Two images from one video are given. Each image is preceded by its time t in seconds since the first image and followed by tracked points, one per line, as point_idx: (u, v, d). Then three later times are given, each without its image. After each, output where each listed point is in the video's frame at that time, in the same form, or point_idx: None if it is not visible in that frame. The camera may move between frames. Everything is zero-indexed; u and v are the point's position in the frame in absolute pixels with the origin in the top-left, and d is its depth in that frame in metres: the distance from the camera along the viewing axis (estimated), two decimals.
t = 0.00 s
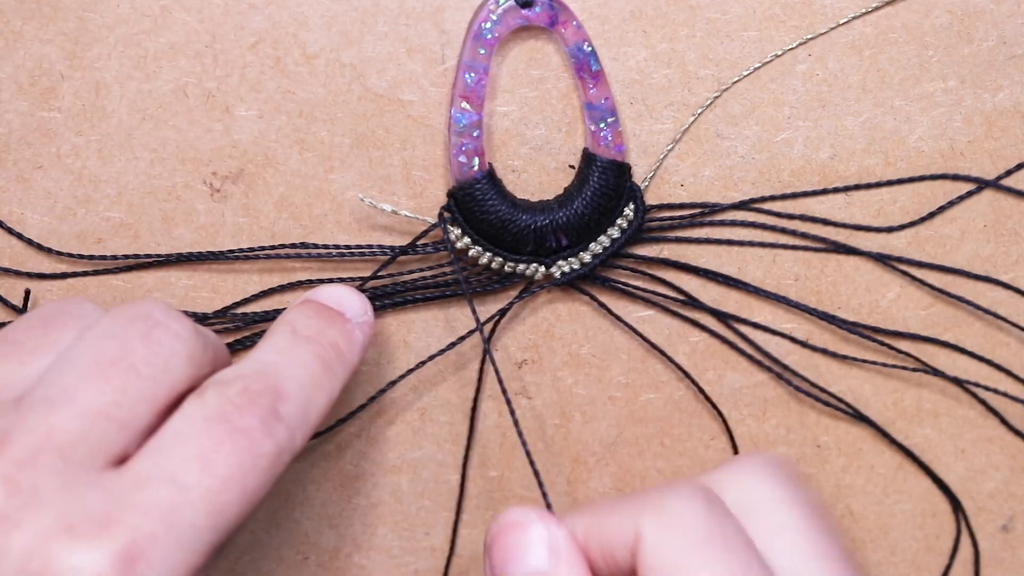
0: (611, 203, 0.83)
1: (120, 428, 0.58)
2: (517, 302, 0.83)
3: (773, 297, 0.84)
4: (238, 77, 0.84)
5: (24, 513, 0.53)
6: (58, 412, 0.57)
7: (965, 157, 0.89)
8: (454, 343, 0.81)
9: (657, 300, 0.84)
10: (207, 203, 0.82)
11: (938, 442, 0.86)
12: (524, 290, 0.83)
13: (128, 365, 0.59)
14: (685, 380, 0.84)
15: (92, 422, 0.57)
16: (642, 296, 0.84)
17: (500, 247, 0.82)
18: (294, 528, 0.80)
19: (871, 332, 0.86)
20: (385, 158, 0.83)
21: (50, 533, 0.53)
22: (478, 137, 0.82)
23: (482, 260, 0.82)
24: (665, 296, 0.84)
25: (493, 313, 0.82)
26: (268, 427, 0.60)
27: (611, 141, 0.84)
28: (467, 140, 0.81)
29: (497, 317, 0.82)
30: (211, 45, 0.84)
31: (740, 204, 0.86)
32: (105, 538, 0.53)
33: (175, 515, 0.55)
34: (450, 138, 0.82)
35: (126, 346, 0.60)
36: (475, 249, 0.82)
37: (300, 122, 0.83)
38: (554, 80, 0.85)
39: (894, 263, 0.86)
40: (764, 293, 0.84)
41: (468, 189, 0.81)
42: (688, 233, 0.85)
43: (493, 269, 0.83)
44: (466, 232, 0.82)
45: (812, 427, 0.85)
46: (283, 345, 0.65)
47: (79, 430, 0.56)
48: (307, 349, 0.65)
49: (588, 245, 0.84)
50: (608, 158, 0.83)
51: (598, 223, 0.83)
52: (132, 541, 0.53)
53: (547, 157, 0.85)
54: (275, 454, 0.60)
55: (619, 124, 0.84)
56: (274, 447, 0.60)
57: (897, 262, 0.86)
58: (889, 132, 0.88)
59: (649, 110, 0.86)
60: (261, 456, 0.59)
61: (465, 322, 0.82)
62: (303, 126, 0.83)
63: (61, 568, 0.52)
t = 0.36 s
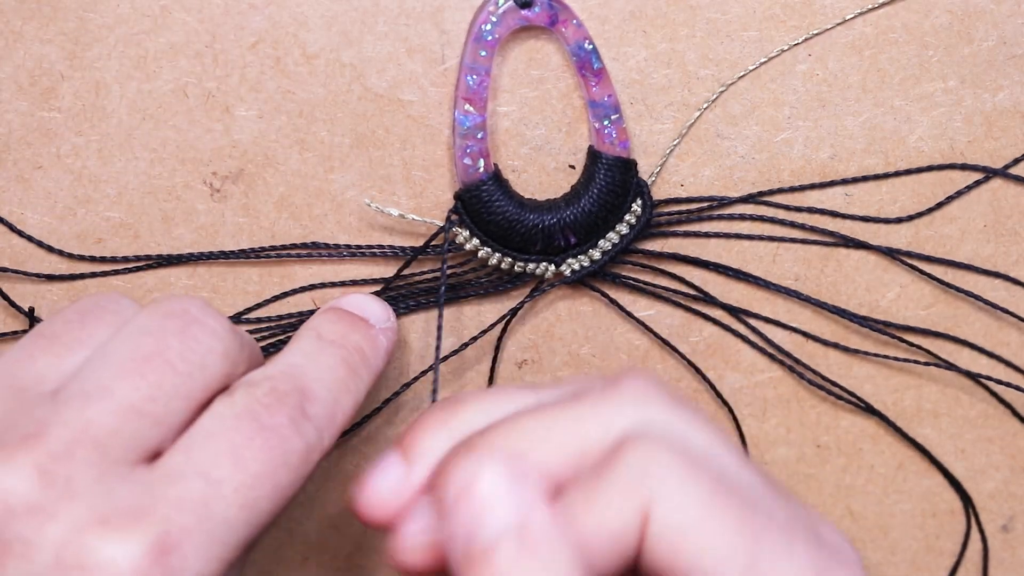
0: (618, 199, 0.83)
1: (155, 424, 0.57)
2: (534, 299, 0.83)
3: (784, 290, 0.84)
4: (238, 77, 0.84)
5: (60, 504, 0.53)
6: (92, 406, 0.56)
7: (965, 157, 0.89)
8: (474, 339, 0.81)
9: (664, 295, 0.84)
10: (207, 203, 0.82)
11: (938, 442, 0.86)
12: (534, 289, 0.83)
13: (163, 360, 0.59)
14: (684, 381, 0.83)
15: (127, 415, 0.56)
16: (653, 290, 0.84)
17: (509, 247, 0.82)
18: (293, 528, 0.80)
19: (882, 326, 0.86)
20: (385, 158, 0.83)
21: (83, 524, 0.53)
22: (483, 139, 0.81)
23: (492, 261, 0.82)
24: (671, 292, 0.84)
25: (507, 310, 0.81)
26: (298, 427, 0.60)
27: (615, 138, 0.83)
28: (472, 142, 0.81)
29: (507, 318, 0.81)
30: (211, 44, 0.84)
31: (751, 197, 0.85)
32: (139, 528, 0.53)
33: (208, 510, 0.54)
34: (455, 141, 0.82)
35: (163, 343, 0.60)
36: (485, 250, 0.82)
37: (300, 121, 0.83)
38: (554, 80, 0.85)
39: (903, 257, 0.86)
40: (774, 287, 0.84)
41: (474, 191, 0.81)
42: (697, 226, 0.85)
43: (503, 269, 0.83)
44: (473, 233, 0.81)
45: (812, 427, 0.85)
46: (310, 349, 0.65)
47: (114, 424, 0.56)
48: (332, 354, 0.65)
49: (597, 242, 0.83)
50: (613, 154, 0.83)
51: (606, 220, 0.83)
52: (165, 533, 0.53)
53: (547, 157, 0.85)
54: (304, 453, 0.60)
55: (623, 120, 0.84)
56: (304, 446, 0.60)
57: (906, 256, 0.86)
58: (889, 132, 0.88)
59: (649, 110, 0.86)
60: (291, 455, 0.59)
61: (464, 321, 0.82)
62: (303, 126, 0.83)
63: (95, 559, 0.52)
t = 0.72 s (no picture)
0: (620, 198, 0.82)
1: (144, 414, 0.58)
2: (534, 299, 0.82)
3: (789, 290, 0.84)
4: (238, 77, 0.83)
5: (47, 493, 0.55)
6: (83, 397, 0.57)
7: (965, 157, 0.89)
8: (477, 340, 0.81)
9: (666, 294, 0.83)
10: (207, 203, 0.82)
11: (938, 443, 0.86)
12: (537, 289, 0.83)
13: (153, 351, 0.59)
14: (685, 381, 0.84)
15: (117, 406, 0.58)
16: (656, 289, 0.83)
17: (511, 247, 0.81)
18: (293, 528, 0.80)
19: (885, 324, 0.86)
20: (385, 158, 0.83)
21: (75, 513, 0.55)
22: (484, 139, 0.81)
23: (494, 261, 0.82)
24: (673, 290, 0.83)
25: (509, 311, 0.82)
26: (288, 422, 0.60)
27: (616, 137, 0.83)
28: (473, 143, 0.81)
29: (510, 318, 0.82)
30: (211, 44, 0.84)
31: (752, 195, 0.85)
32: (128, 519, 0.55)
33: (196, 502, 0.56)
34: (455, 142, 0.82)
35: (153, 333, 0.60)
36: (486, 250, 0.81)
37: (300, 121, 0.83)
38: (554, 80, 0.85)
39: (905, 256, 0.86)
40: (780, 285, 0.84)
41: (476, 191, 0.80)
42: (700, 225, 0.85)
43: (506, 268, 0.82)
44: (476, 234, 0.81)
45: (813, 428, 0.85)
46: (304, 346, 0.65)
47: (103, 414, 0.57)
48: (326, 352, 0.65)
49: (599, 241, 0.83)
50: (614, 154, 0.83)
51: (607, 219, 0.82)
52: (153, 525, 0.55)
53: (547, 157, 0.85)
54: (294, 447, 0.60)
55: (623, 120, 0.84)
56: (293, 440, 0.60)
57: (909, 254, 0.86)
58: (889, 132, 0.88)
59: (649, 110, 0.86)
60: (281, 449, 0.59)
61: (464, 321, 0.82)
62: (303, 126, 0.83)
63: (87, 549, 0.54)
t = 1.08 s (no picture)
0: (631, 193, 0.83)
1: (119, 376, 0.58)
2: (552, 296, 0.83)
3: (799, 277, 0.85)
4: (238, 77, 0.83)
5: (24, 457, 0.54)
6: (60, 359, 0.57)
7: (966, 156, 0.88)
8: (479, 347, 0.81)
9: (679, 286, 0.84)
10: (206, 203, 0.82)
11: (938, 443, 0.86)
12: (554, 285, 0.84)
13: (127, 309, 0.59)
14: (684, 380, 0.84)
15: (93, 367, 0.57)
16: (672, 281, 0.84)
17: (525, 247, 0.83)
18: (294, 528, 0.80)
19: (901, 314, 0.86)
20: (385, 158, 0.83)
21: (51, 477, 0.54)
22: (490, 141, 0.82)
23: (511, 261, 0.83)
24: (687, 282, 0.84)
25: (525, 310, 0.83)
26: (276, 394, 0.60)
27: (623, 132, 0.84)
28: (480, 146, 0.81)
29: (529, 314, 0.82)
30: (211, 44, 0.84)
31: (764, 183, 0.86)
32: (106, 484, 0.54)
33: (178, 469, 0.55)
34: (463, 146, 0.82)
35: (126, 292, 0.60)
36: (502, 251, 0.83)
37: (300, 122, 0.83)
38: (554, 80, 0.85)
39: (920, 242, 0.87)
40: (795, 274, 0.85)
41: (487, 194, 0.81)
42: (715, 215, 0.86)
43: (522, 267, 0.84)
44: (489, 235, 0.82)
45: (813, 428, 0.85)
46: (292, 317, 0.65)
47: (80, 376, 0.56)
48: (314, 324, 0.65)
49: (613, 236, 0.84)
50: (623, 149, 0.83)
51: (620, 214, 0.84)
52: (135, 490, 0.54)
53: (548, 157, 0.85)
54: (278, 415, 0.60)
55: (629, 114, 0.85)
56: (278, 410, 0.60)
57: (924, 241, 0.87)
58: (890, 132, 0.88)
59: (649, 110, 0.86)
60: (265, 418, 0.59)
61: (464, 321, 0.82)
62: (303, 126, 0.83)
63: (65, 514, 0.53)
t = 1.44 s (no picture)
0: (630, 193, 0.84)
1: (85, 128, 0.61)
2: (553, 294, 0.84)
3: (800, 276, 0.85)
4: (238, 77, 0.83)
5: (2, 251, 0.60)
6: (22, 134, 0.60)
7: (966, 156, 0.88)
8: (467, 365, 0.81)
9: (679, 283, 0.84)
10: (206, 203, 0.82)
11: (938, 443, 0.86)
12: (555, 283, 0.84)
13: (94, 84, 0.62)
14: (685, 380, 0.84)
15: (38, 174, 0.59)
16: (672, 278, 0.84)
17: (524, 245, 0.83)
18: (294, 528, 0.81)
19: (902, 312, 0.86)
20: (385, 158, 0.83)
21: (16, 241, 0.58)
22: (489, 140, 0.82)
23: (510, 258, 0.84)
24: (688, 279, 0.84)
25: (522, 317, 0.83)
26: (235, 136, 0.64)
27: (622, 133, 0.84)
28: (479, 145, 0.82)
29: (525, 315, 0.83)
30: (210, 44, 0.84)
31: (762, 181, 0.86)
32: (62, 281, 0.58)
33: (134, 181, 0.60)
34: (462, 145, 0.82)
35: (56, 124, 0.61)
36: (501, 249, 0.83)
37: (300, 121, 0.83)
38: (554, 80, 0.85)
39: (921, 238, 0.87)
40: (796, 273, 0.85)
41: (485, 192, 0.81)
42: (714, 214, 0.86)
43: (521, 265, 0.84)
44: (489, 233, 0.83)
45: (812, 428, 0.85)
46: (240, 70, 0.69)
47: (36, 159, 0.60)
48: (260, 78, 0.69)
49: (613, 235, 0.84)
50: (622, 149, 0.83)
51: (619, 213, 0.84)
52: (101, 275, 0.58)
53: (548, 157, 0.85)
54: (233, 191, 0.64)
55: (628, 114, 0.84)
56: (222, 158, 0.63)
57: (924, 236, 0.87)
58: (890, 132, 0.88)
59: (649, 110, 0.86)
60: (228, 167, 0.64)
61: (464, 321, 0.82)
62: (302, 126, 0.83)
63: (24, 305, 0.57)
